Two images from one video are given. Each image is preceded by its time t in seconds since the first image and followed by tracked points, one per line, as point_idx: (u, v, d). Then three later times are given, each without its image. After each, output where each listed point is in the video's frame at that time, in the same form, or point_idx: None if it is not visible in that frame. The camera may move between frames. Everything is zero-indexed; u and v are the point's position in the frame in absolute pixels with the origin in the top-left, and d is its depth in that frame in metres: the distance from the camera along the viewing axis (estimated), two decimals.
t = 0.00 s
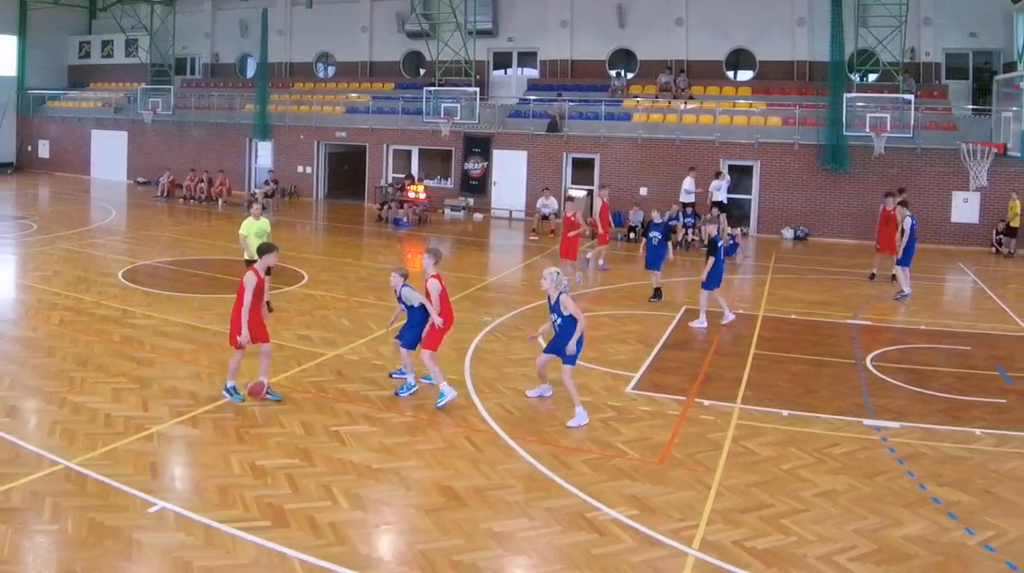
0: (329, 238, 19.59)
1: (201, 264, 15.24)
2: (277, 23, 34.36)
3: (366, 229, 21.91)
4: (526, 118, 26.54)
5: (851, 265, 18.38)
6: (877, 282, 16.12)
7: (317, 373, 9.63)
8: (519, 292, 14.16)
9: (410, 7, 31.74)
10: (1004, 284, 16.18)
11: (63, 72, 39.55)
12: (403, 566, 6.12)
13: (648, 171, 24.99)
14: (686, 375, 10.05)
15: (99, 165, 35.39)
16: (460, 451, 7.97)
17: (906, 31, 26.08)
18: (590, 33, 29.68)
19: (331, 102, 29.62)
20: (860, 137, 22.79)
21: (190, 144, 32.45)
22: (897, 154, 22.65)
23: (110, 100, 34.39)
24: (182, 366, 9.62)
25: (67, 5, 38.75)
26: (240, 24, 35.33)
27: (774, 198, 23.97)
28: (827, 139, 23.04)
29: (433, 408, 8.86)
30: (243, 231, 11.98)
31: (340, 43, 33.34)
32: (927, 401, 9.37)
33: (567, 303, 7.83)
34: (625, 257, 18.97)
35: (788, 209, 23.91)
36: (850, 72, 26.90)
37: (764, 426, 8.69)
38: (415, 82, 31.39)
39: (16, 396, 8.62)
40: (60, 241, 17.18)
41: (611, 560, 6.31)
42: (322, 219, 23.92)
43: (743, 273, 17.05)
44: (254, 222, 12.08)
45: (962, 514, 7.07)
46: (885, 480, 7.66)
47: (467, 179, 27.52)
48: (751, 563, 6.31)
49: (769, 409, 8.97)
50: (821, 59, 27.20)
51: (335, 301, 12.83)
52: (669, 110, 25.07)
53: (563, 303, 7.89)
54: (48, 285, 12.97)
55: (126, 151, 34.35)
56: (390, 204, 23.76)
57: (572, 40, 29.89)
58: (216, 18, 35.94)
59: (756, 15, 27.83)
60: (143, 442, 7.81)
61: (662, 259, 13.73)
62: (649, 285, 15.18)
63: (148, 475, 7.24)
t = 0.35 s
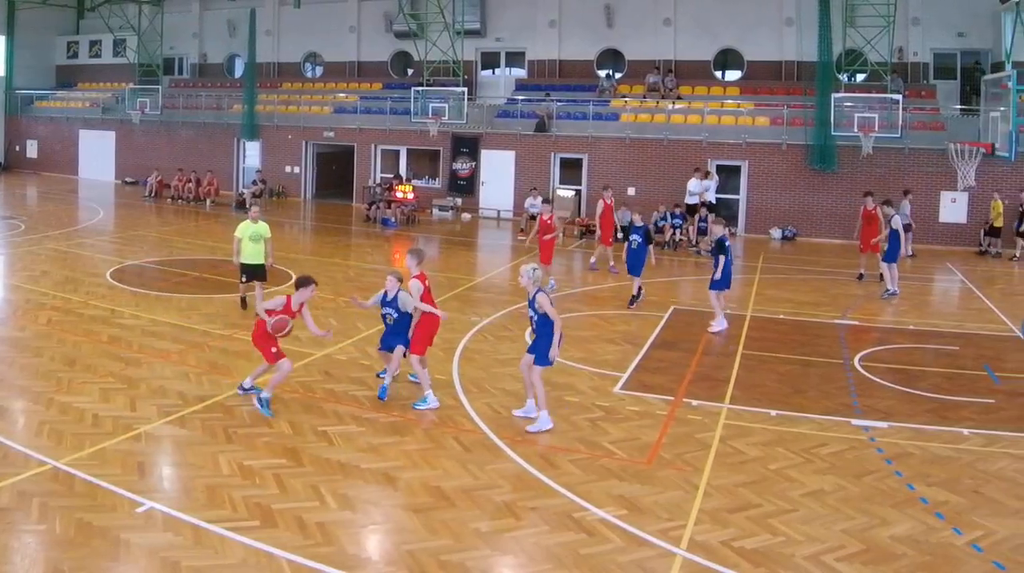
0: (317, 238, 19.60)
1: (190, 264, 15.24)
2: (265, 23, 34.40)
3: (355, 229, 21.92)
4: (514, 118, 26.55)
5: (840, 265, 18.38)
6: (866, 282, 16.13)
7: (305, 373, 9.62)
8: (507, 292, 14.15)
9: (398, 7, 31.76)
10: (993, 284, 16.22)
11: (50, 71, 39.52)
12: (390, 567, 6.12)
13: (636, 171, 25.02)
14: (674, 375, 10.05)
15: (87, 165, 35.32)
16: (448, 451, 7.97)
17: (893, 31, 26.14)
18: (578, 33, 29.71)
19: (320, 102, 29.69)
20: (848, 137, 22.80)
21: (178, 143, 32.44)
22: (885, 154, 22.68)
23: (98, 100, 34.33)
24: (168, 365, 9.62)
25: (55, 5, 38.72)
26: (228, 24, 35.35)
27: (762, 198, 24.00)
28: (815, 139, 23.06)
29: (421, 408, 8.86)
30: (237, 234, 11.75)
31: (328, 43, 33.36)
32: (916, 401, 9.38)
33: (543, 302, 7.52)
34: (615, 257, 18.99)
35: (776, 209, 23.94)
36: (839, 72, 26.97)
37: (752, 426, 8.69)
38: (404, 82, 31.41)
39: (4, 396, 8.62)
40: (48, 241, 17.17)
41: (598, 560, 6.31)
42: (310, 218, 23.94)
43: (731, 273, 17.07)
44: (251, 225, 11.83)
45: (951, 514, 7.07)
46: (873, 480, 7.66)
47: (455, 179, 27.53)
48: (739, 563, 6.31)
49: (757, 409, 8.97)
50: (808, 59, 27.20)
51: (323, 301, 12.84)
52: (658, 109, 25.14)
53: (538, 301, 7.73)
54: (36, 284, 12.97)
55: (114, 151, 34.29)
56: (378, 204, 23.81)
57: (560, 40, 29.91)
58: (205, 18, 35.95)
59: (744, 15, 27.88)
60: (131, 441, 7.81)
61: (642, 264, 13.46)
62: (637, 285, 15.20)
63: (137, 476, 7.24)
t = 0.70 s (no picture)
0: (305, 238, 19.59)
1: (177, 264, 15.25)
2: (252, 23, 34.48)
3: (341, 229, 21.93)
4: (501, 118, 26.56)
5: (826, 265, 18.39)
6: (854, 283, 16.14)
7: (292, 373, 9.62)
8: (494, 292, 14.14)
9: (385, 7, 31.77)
10: (981, 284, 16.24)
11: (37, 71, 39.54)
12: (376, 567, 6.11)
13: (623, 172, 25.07)
14: (661, 375, 10.05)
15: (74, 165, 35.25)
16: (435, 451, 7.97)
17: (880, 32, 26.19)
18: (565, 33, 29.72)
19: (306, 102, 29.65)
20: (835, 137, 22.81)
21: (165, 143, 32.41)
22: (872, 154, 22.67)
23: (85, 100, 34.27)
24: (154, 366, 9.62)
25: (42, 5, 38.72)
26: (215, 24, 35.38)
27: (749, 198, 24.01)
28: (802, 139, 23.04)
29: (408, 408, 8.86)
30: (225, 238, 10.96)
31: (315, 43, 33.40)
32: (903, 401, 9.39)
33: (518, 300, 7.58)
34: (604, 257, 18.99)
35: (763, 209, 23.96)
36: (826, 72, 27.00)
37: (739, 426, 8.69)
38: (390, 82, 31.42)
39: None
40: (34, 241, 17.16)
41: (585, 560, 6.30)
42: (297, 219, 23.94)
43: (718, 273, 17.09)
44: (240, 230, 10.98)
45: (938, 514, 7.06)
46: (860, 480, 7.66)
47: (442, 179, 27.55)
48: (726, 563, 6.31)
49: (744, 409, 8.97)
50: (795, 60, 27.22)
51: (309, 301, 12.84)
52: (644, 109, 25.17)
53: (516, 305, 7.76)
54: (23, 285, 12.97)
55: (101, 151, 34.22)
56: (364, 204, 23.80)
57: (547, 40, 29.93)
58: (191, 18, 35.95)
59: (731, 15, 27.92)
60: (117, 441, 7.81)
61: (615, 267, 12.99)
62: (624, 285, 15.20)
63: (123, 476, 7.23)
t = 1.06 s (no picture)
0: (293, 238, 19.60)
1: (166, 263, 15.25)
2: (239, 23, 34.50)
3: (330, 229, 21.92)
4: (489, 118, 26.57)
5: (814, 265, 18.39)
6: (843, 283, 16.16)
7: (280, 373, 9.62)
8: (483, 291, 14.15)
9: (372, 7, 31.78)
10: (970, 284, 16.27)
11: (24, 71, 39.58)
12: (364, 567, 6.12)
13: (611, 172, 25.09)
14: (649, 375, 10.05)
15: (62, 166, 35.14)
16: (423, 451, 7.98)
17: (868, 32, 26.22)
18: (553, 33, 29.73)
19: (296, 102, 29.69)
20: (822, 137, 22.80)
21: (153, 143, 32.37)
22: (860, 154, 22.73)
23: (73, 100, 34.14)
24: (143, 365, 9.63)
25: (30, 5, 38.66)
26: (203, 24, 35.38)
27: (737, 197, 24.02)
28: (790, 139, 23.04)
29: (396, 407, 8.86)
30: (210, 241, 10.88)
31: (303, 43, 33.40)
32: (891, 401, 9.40)
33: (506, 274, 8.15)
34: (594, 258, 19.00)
35: (751, 209, 23.96)
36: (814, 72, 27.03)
37: (727, 426, 8.69)
38: (378, 82, 31.43)
39: None
40: (21, 242, 17.15)
41: (572, 560, 6.31)
42: (285, 219, 23.94)
43: (707, 273, 17.11)
44: (224, 233, 10.88)
45: (926, 514, 7.06)
46: (848, 480, 7.66)
47: (430, 179, 27.54)
48: (713, 563, 6.31)
49: (732, 409, 8.97)
50: (783, 60, 27.27)
51: (297, 301, 12.85)
52: (633, 109, 25.25)
53: (507, 284, 8.24)
54: (11, 285, 12.97)
55: (88, 151, 34.11)
56: (353, 204, 23.80)
57: (535, 40, 29.96)
58: (180, 18, 35.96)
59: (719, 15, 27.95)
60: (105, 441, 7.81)
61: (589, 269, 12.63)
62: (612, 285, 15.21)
63: (110, 476, 7.24)
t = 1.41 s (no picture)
0: (279, 238, 19.57)
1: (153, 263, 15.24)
2: (226, 23, 34.53)
3: (316, 229, 21.92)
4: (476, 118, 26.57)
5: (800, 265, 18.41)
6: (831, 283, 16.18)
7: (266, 373, 9.62)
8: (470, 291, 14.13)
9: (359, 7, 31.80)
10: (958, 284, 16.30)
11: (11, 71, 39.59)
12: (351, 567, 6.11)
13: (598, 172, 25.09)
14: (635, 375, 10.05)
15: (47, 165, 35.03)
16: (410, 451, 7.97)
17: (854, 32, 26.27)
18: (539, 33, 29.74)
19: (281, 102, 29.59)
20: (809, 137, 22.93)
21: (139, 143, 32.31)
22: (846, 154, 22.79)
23: (60, 100, 34.04)
24: (130, 366, 9.63)
25: (16, 5, 38.60)
26: (189, 24, 35.39)
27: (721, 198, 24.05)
28: (776, 139, 23.15)
29: (382, 407, 8.86)
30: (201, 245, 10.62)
31: (289, 43, 33.43)
32: (878, 401, 9.40)
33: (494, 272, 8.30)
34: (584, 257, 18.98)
35: (736, 209, 23.98)
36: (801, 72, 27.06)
37: (713, 426, 8.69)
38: (365, 82, 31.42)
39: None
40: (8, 242, 17.13)
41: (559, 561, 6.30)
42: (271, 219, 23.91)
43: (693, 273, 17.13)
44: (218, 237, 10.67)
45: (913, 514, 7.06)
46: (835, 479, 7.66)
47: (416, 179, 27.54)
48: (700, 563, 6.30)
49: (718, 409, 8.97)
50: (769, 59, 27.33)
51: (284, 301, 12.85)
52: (619, 109, 25.16)
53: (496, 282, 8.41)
54: None
55: (74, 151, 34.02)
56: (339, 204, 23.80)
57: (522, 40, 29.96)
58: (166, 18, 35.96)
59: (706, 15, 27.98)
60: (91, 441, 7.81)
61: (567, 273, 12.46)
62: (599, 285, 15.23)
63: (97, 476, 7.23)
